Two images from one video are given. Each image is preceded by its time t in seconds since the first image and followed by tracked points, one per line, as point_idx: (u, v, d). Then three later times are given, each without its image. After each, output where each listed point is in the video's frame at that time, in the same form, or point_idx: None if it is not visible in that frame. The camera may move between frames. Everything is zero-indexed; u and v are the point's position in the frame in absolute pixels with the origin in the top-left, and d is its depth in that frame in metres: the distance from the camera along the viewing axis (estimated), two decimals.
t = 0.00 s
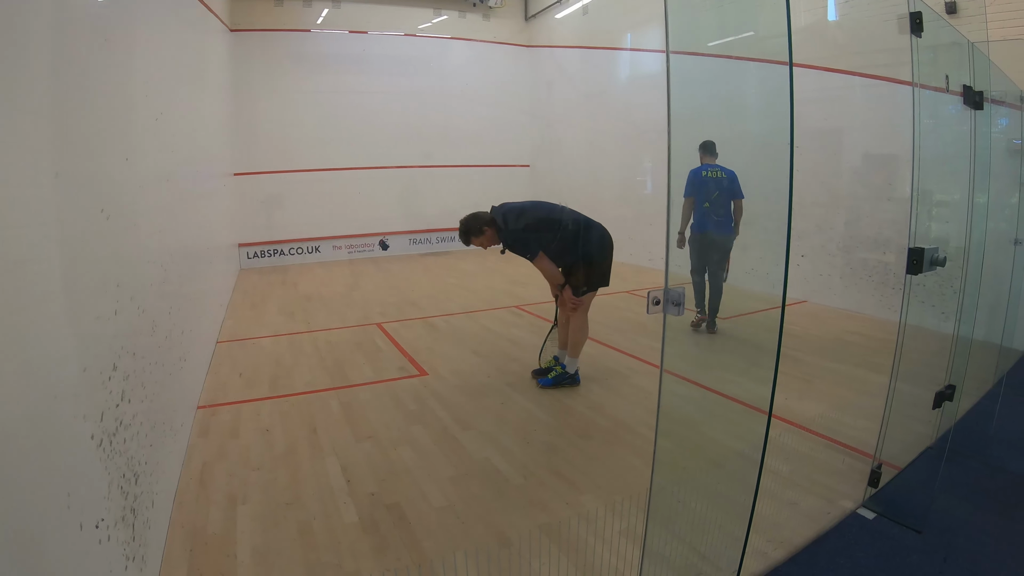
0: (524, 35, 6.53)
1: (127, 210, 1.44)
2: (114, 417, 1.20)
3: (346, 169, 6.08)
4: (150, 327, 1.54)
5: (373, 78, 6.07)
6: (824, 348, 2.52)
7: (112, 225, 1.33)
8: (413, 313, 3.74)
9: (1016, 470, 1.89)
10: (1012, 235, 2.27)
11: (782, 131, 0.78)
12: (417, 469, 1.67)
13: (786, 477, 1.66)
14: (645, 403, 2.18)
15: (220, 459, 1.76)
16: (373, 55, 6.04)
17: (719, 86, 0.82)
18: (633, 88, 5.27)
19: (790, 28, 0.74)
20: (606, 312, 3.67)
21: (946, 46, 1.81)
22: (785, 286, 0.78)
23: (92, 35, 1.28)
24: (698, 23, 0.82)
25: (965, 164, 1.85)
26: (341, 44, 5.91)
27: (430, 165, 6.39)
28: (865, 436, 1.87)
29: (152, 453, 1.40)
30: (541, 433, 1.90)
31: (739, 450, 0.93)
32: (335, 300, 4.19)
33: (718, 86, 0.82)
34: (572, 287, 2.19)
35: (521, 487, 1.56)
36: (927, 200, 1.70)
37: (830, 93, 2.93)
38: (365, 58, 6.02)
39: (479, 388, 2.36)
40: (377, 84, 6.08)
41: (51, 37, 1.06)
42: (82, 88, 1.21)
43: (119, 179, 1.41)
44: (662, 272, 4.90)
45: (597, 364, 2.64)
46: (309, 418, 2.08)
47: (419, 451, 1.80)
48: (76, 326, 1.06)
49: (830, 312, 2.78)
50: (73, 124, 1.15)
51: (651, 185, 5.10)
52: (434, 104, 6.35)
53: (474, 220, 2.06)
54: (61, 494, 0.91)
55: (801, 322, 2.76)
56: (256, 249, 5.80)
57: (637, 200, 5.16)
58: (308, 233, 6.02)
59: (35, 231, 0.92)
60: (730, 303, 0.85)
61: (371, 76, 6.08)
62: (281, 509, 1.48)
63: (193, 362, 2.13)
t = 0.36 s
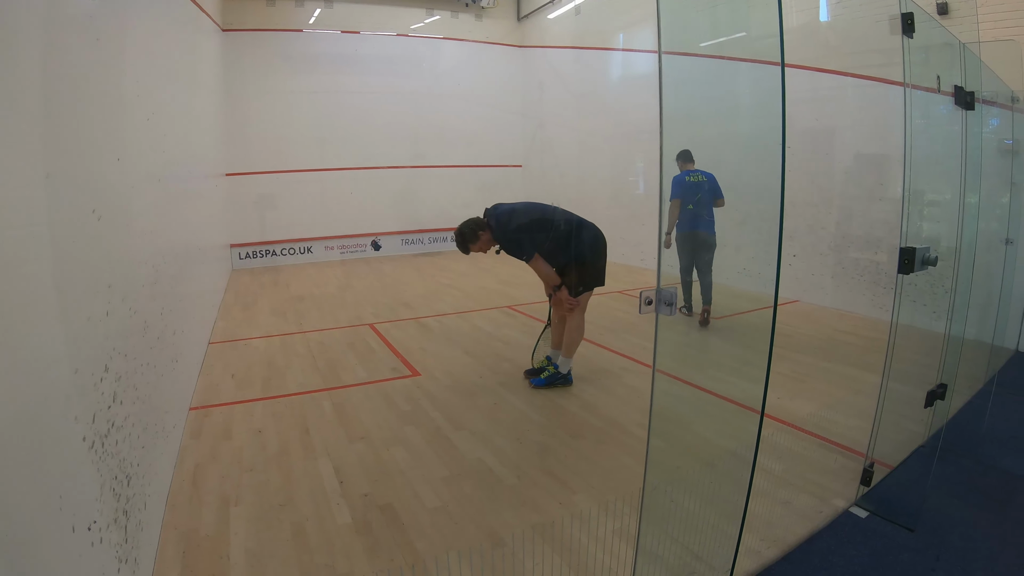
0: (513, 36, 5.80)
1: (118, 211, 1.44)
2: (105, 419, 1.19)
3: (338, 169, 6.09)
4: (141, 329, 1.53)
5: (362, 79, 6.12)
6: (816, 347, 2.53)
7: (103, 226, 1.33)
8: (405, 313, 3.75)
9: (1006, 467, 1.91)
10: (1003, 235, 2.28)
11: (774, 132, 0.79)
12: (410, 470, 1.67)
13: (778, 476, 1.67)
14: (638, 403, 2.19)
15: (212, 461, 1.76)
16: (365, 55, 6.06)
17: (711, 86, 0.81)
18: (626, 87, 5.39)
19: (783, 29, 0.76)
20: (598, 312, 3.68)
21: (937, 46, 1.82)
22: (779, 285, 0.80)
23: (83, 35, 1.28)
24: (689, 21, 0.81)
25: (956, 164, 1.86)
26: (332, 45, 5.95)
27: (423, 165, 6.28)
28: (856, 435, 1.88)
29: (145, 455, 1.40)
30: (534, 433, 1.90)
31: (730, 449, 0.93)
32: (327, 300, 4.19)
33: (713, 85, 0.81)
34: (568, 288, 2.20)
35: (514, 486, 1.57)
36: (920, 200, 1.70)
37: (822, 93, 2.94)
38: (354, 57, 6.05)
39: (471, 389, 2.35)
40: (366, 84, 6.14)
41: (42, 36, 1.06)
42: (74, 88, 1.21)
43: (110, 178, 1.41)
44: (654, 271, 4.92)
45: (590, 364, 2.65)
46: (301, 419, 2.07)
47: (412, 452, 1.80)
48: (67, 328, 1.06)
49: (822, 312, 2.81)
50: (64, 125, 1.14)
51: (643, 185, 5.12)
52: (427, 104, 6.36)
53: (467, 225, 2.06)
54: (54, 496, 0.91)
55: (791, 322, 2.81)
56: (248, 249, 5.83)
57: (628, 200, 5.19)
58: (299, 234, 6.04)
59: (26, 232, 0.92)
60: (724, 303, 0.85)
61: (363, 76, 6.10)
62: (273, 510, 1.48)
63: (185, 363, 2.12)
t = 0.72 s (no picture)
0: (512, 36, 6.41)
1: (112, 211, 1.43)
2: (100, 420, 1.19)
3: (333, 169, 6.09)
4: (136, 329, 1.53)
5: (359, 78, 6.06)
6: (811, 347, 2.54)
7: (99, 227, 1.32)
8: (400, 313, 3.74)
9: (1001, 466, 1.92)
10: (998, 235, 2.29)
11: (767, 133, 0.80)
12: (406, 471, 1.67)
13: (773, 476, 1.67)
14: (634, 403, 2.19)
15: (207, 462, 1.75)
16: (361, 54, 6.05)
17: (705, 86, 0.81)
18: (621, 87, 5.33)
19: (778, 30, 0.76)
20: (593, 312, 3.68)
21: (932, 47, 1.82)
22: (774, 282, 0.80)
23: (78, 35, 1.28)
24: (685, 21, 0.81)
25: (951, 164, 1.87)
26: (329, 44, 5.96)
27: (419, 165, 6.37)
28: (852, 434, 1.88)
29: (140, 455, 1.40)
30: (530, 434, 1.90)
31: (727, 450, 0.93)
32: (323, 300, 4.18)
33: (707, 87, 0.81)
34: (566, 289, 2.20)
35: (511, 487, 1.57)
36: (914, 200, 1.71)
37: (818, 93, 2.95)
38: (352, 57, 6.02)
39: (467, 389, 2.35)
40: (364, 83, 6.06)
41: (36, 35, 1.05)
42: (68, 87, 1.20)
43: (105, 178, 1.40)
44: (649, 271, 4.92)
45: (585, 364, 2.65)
46: (297, 420, 2.07)
47: (408, 452, 1.79)
48: (63, 328, 1.06)
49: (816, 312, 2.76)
50: (58, 124, 1.14)
51: (639, 184, 5.12)
52: (423, 103, 6.36)
53: (462, 226, 2.07)
54: (49, 497, 0.91)
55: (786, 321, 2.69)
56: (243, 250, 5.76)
57: (624, 200, 5.19)
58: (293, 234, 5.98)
59: (21, 232, 0.91)
60: (718, 303, 0.85)
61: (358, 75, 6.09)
62: (268, 511, 1.47)
63: (180, 363, 2.11)
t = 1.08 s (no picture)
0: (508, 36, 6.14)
1: (108, 211, 1.42)
2: (97, 420, 1.19)
3: (328, 169, 6.09)
4: (133, 329, 1.53)
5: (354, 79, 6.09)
6: (807, 346, 2.55)
7: (94, 226, 1.32)
8: (397, 313, 3.75)
9: (998, 466, 1.92)
10: (995, 235, 2.30)
11: (764, 134, 0.80)
12: (403, 471, 1.67)
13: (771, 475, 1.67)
14: (631, 403, 2.20)
15: (203, 463, 1.75)
16: (358, 54, 6.06)
17: (703, 87, 0.81)
18: (616, 88, 5.36)
19: (775, 31, 0.76)
20: (590, 312, 3.68)
21: (929, 47, 1.83)
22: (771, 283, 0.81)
23: (74, 35, 1.27)
24: (682, 22, 0.80)
25: (948, 164, 1.87)
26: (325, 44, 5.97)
27: (415, 165, 6.30)
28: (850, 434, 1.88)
29: (137, 456, 1.39)
30: (527, 433, 1.91)
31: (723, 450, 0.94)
32: (320, 300, 4.19)
33: (705, 87, 0.81)
34: (563, 289, 2.21)
35: (508, 486, 1.57)
36: (912, 200, 1.71)
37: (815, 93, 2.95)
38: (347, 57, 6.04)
39: (464, 389, 2.35)
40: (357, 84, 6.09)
41: (32, 35, 1.05)
42: (64, 87, 1.20)
43: (101, 177, 1.40)
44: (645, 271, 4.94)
45: (583, 364, 2.65)
46: (294, 420, 2.07)
47: (405, 452, 1.79)
48: (59, 328, 1.05)
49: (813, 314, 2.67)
50: (54, 124, 1.13)
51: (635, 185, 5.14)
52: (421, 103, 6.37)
53: (459, 226, 2.06)
54: (46, 499, 0.90)
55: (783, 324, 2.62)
56: (241, 249, 5.81)
57: (621, 200, 5.20)
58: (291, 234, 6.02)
59: (16, 232, 0.91)
60: (714, 302, 0.86)
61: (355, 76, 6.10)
62: (266, 511, 1.47)
63: (176, 363, 2.11)
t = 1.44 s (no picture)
0: (506, 36, 6.25)
1: (106, 211, 1.42)
2: (95, 420, 1.19)
3: (325, 169, 6.06)
4: (131, 329, 1.52)
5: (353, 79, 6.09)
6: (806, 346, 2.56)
7: (92, 226, 1.32)
8: (395, 313, 3.75)
9: (997, 466, 1.93)
10: (992, 235, 2.30)
11: (762, 134, 0.80)
12: (401, 471, 1.67)
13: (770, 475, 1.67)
14: (629, 403, 2.20)
15: (201, 463, 1.75)
16: (357, 54, 6.06)
17: (701, 88, 0.81)
18: (616, 88, 5.40)
19: (774, 31, 0.76)
20: (588, 312, 3.68)
21: (928, 47, 1.83)
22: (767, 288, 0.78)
23: (71, 35, 1.27)
24: (680, 23, 0.80)
25: (947, 164, 1.88)
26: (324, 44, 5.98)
27: (413, 165, 6.33)
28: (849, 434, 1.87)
29: (135, 456, 1.39)
30: (526, 433, 1.91)
31: (722, 449, 0.92)
32: (318, 300, 4.19)
33: (703, 87, 0.81)
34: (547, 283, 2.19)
35: (506, 486, 1.57)
36: (910, 200, 1.72)
37: (813, 93, 2.95)
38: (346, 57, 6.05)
39: (462, 389, 2.35)
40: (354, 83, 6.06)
41: (31, 34, 1.05)
42: (63, 87, 1.20)
43: (99, 177, 1.40)
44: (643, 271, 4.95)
45: (581, 364, 2.65)
46: (293, 420, 2.07)
47: (404, 452, 1.79)
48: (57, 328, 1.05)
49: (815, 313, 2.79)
50: (53, 124, 1.13)
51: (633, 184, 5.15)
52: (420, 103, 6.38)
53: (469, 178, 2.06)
54: (44, 498, 0.90)
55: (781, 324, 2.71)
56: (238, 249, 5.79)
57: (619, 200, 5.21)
58: (291, 233, 5.95)
59: (13, 231, 0.91)
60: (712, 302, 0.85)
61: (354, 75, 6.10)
62: (264, 511, 1.47)
63: (175, 363, 2.11)
